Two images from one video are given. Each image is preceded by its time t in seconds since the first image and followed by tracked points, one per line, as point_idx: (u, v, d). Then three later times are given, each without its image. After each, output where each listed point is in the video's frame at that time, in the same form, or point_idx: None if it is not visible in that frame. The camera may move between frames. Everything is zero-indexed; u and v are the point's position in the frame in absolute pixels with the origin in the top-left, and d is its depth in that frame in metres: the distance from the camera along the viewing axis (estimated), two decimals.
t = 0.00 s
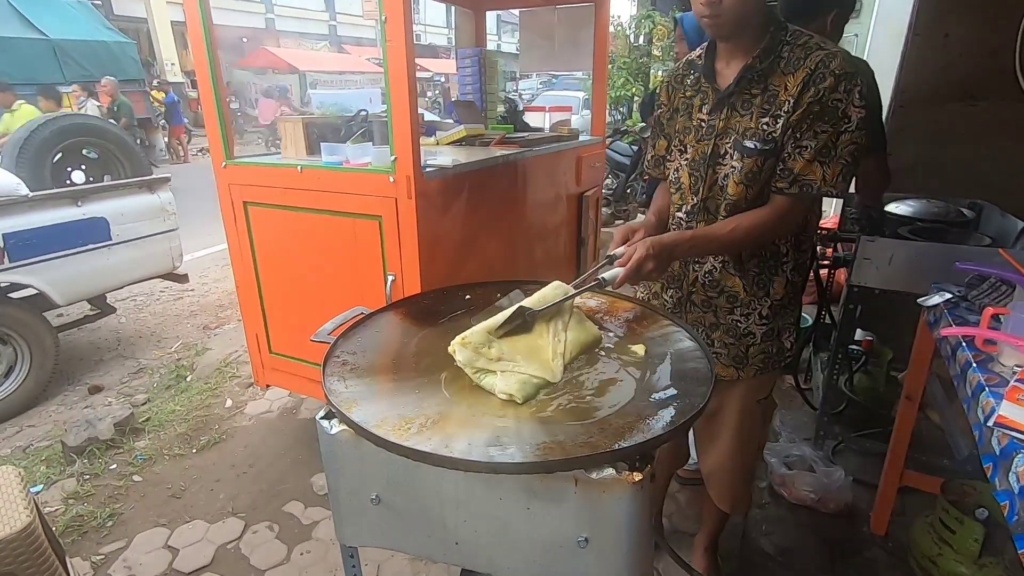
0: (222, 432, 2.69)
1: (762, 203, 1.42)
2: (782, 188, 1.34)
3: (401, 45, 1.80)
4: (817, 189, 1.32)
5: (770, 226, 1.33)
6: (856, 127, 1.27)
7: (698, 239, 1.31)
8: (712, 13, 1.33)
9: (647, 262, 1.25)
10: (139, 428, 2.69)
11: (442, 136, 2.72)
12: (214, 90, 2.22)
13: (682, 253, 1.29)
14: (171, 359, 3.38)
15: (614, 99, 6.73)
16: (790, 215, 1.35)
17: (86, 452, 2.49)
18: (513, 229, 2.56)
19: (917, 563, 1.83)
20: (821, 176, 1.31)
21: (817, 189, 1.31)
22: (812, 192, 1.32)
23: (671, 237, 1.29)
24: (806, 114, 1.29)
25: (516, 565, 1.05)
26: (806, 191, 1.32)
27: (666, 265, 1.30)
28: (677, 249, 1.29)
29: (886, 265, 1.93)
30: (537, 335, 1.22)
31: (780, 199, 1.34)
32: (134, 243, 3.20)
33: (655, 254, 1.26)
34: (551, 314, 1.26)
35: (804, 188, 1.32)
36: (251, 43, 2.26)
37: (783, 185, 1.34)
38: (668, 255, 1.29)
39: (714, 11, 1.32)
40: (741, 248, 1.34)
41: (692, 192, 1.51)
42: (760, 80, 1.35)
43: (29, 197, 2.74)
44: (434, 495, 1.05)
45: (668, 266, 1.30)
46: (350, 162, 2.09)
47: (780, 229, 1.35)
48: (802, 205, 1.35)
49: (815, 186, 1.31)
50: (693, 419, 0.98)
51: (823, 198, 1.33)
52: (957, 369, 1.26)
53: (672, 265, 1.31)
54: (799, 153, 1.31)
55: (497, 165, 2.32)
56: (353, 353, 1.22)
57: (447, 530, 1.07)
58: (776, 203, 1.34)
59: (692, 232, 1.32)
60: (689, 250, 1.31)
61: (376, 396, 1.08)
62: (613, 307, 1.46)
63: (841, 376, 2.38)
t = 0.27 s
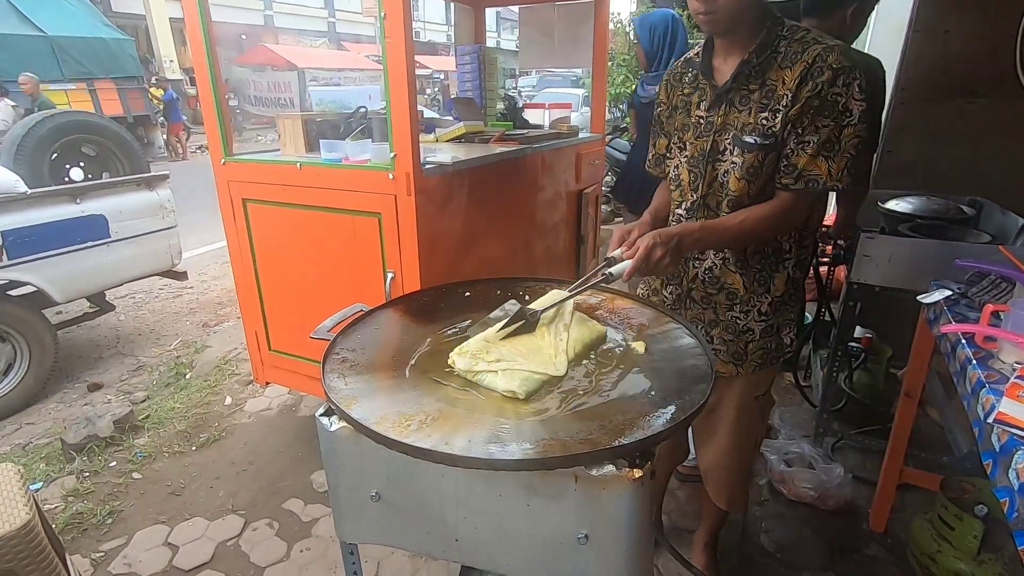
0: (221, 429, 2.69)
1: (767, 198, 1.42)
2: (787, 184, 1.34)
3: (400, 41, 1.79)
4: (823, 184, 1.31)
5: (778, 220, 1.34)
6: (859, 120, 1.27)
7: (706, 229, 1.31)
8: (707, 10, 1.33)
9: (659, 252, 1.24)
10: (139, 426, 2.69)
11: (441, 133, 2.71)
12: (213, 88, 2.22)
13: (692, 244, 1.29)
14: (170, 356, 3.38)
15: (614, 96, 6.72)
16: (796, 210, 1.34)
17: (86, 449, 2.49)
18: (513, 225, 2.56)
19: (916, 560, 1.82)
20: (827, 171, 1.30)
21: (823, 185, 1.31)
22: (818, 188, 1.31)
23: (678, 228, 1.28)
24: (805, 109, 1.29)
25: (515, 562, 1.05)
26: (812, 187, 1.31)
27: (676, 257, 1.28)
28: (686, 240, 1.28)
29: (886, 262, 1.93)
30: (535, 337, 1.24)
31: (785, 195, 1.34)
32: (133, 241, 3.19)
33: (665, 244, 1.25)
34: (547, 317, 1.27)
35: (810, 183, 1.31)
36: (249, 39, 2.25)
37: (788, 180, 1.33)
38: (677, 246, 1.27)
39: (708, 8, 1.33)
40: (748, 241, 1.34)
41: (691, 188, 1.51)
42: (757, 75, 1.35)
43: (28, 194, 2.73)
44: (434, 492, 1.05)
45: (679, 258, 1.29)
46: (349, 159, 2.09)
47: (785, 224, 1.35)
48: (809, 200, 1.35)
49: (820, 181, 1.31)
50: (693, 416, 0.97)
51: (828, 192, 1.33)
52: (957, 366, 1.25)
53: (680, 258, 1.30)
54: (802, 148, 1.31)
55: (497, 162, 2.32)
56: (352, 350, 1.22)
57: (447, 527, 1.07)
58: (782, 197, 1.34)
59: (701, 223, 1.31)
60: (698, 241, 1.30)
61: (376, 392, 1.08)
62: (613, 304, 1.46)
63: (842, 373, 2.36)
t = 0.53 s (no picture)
0: (220, 426, 2.69)
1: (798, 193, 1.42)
2: (827, 182, 1.33)
3: (398, 36, 1.79)
4: (862, 178, 1.30)
5: (825, 211, 1.34)
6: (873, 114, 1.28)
7: (768, 213, 1.30)
8: (700, 8, 1.34)
9: (724, 235, 1.24)
10: (138, 422, 2.69)
11: (440, 129, 2.71)
12: (211, 81, 2.22)
13: (755, 229, 1.28)
14: (169, 353, 3.38)
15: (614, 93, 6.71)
16: (836, 204, 1.35)
17: (85, 446, 2.50)
18: (513, 222, 2.56)
19: (911, 556, 1.82)
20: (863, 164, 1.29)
21: (862, 179, 1.30)
22: (859, 182, 1.30)
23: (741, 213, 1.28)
24: (813, 105, 1.29)
25: (514, 558, 1.05)
26: (855, 182, 1.30)
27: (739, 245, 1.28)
28: (751, 224, 1.28)
29: (885, 259, 1.93)
30: (536, 330, 1.22)
31: (825, 191, 1.34)
32: (131, 237, 3.19)
33: (729, 228, 1.25)
34: (551, 313, 1.26)
35: (850, 179, 1.30)
36: (248, 35, 2.24)
37: (828, 179, 1.32)
38: (741, 230, 1.27)
39: (702, 6, 1.33)
40: (806, 224, 1.34)
41: (690, 185, 1.50)
42: (757, 72, 1.35)
43: (25, 191, 2.73)
44: (433, 488, 1.05)
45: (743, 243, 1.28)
46: (348, 156, 2.10)
47: (829, 214, 1.35)
48: (854, 193, 1.35)
49: (859, 175, 1.30)
50: (692, 413, 0.98)
51: (864, 186, 1.33)
52: (955, 363, 1.26)
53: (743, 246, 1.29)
54: (833, 146, 1.30)
55: (497, 158, 2.32)
56: (351, 347, 1.22)
57: (446, 523, 1.07)
58: (820, 191, 1.34)
59: (759, 211, 1.30)
60: (759, 226, 1.29)
61: (374, 389, 1.08)
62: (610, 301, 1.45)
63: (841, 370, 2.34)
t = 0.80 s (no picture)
0: (220, 423, 2.69)
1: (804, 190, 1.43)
2: (835, 181, 1.33)
3: (399, 34, 1.79)
4: (869, 176, 1.31)
5: (834, 209, 1.35)
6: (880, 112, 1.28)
7: (777, 217, 1.30)
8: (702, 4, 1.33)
9: (734, 247, 1.23)
10: (138, 419, 2.69)
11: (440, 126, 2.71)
12: (210, 78, 2.22)
13: (762, 235, 1.28)
14: (169, 350, 3.38)
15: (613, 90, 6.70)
16: (842, 202, 1.36)
17: (85, 443, 2.50)
18: (514, 218, 2.57)
19: (911, 552, 1.82)
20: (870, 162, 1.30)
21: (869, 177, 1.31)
22: (866, 180, 1.31)
23: (746, 220, 1.28)
24: (821, 104, 1.29)
25: (514, 555, 1.05)
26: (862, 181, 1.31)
27: (748, 249, 1.28)
28: (758, 232, 1.28)
29: (886, 255, 1.93)
30: (536, 328, 1.19)
31: (830, 190, 1.35)
32: (130, 234, 3.18)
33: (738, 238, 1.24)
34: (551, 313, 1.24)
35: (858, 178, 1.31)
36: (246, 32, 2.24)
37: (835, 178, 1.32)
38: (748, 237, 1.27)
39: (705, 1, 1.33)
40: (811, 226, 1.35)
41: (694, 182, 1.50)
42: (762, 69, 1.34)
43: (24, 188, 2.72)
44: (433, 485, 1.05)
45: (751, 249, 1.29)
46: (348, 152, 2.08)
47: (837, 211, 1.36)
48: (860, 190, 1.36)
49: (866, 174, 1.30)
50: (692, 409, 0.98)
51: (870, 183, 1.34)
52: (956, 359, 1.26)
53: (752, 249, 1.29)
54: (841, 146, 1.29)
55: (497, 155, 2.32)
56: (351, 344, 1.22)
57: (446, 520, 1.08)
58: (827, 190, 1.35)
59: (767, 213, 1.30)
60: (768, 231, 1.30)
61: (375, 386, 1.08)
62: (612, 298, 1.45)
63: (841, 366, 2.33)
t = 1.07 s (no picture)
0: (220, 421, 2.69)
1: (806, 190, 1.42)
2: (834, 184, 1.31)
3: (399, 33, 1.78)
4: (869, 181, 1.29)
5: (835, 211, 1.34)
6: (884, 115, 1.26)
7: (772, 218, 1.30)
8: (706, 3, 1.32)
9: (726, 247, 1.23)
10: (138, 417, 2.69)
11: (440, 124, 2.71)
12: (210, 77, 2.21)
13: (756, 236, 1.28)
14: (169, 348, 3.38)
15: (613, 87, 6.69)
16: (844, 205, 1.34)
17: (84, 441, 2.50)
18: (514, 216, 2.56)
19: (910, 551, 1.83)
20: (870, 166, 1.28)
21: (869, 181, 1.29)
22: (866, 185, 1.29)
23: (742, 220, 1.27)
24: (821, 106, 1.27)
25: (514, 553, 1.05)
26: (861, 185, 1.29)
27: (741, 249, 1.28)
28: (752, 232, 1.28)
29: (885, 254, 1.93)
30: (537, 327, 1.21)
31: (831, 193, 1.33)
32: (130, 232, 3.18)
33: (730, 238, 1.24)
34: (550, 313, 1.26)
35: (857, 182, 1.29)
36: (245, 30, 2.23)
37: (834, 181, 1.31)
38: (743, 237, 1.27)
39: (707, 1, 1.31)
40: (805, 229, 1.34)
41: (696, 180, 1.51)
42: (763, 69, 1.33)
43: (23, 185, 2.72)
44: (432, 483, 1.05)
45: (745, 250, 1.28)
46: (346, 150, 2.07)
47: (838, 213, 1.35)
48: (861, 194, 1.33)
49: (866, 178, 1.28)
50: (691, 408, 0.98)
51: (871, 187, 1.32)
52: (955, 358, 1.26)
53: (746, 250, 1.29)
54: (841, 149, 1.27)
55: (497, 153, 2.32)
56: (351, 341, 1.22)
57: (446, 518, 1.08)
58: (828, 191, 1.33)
59: (763, 213, 1.30)
60: (762, 231, 1.29)
61: (374, 384, 1.08)
62: (611, 296, 1.45)
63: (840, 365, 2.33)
